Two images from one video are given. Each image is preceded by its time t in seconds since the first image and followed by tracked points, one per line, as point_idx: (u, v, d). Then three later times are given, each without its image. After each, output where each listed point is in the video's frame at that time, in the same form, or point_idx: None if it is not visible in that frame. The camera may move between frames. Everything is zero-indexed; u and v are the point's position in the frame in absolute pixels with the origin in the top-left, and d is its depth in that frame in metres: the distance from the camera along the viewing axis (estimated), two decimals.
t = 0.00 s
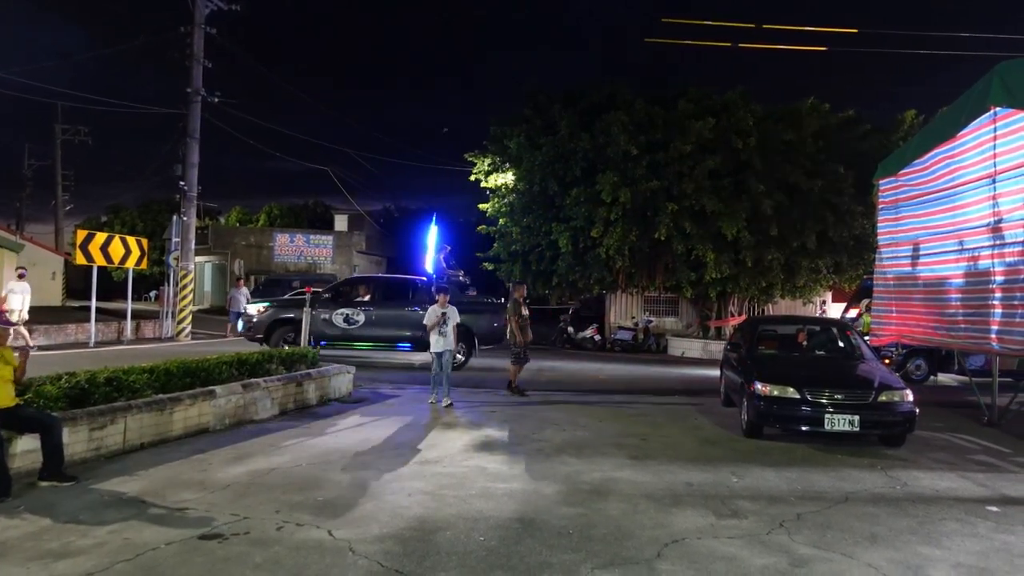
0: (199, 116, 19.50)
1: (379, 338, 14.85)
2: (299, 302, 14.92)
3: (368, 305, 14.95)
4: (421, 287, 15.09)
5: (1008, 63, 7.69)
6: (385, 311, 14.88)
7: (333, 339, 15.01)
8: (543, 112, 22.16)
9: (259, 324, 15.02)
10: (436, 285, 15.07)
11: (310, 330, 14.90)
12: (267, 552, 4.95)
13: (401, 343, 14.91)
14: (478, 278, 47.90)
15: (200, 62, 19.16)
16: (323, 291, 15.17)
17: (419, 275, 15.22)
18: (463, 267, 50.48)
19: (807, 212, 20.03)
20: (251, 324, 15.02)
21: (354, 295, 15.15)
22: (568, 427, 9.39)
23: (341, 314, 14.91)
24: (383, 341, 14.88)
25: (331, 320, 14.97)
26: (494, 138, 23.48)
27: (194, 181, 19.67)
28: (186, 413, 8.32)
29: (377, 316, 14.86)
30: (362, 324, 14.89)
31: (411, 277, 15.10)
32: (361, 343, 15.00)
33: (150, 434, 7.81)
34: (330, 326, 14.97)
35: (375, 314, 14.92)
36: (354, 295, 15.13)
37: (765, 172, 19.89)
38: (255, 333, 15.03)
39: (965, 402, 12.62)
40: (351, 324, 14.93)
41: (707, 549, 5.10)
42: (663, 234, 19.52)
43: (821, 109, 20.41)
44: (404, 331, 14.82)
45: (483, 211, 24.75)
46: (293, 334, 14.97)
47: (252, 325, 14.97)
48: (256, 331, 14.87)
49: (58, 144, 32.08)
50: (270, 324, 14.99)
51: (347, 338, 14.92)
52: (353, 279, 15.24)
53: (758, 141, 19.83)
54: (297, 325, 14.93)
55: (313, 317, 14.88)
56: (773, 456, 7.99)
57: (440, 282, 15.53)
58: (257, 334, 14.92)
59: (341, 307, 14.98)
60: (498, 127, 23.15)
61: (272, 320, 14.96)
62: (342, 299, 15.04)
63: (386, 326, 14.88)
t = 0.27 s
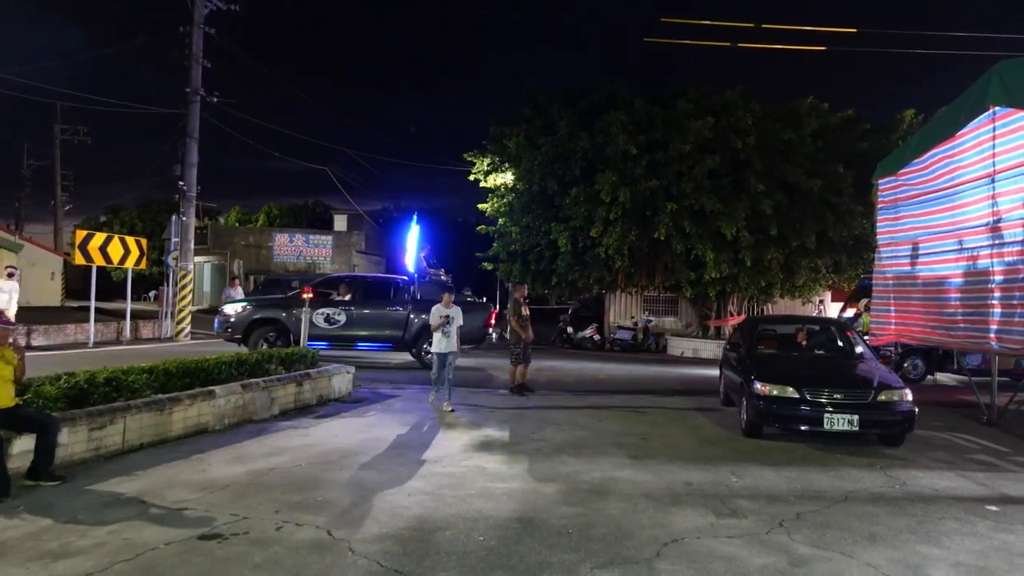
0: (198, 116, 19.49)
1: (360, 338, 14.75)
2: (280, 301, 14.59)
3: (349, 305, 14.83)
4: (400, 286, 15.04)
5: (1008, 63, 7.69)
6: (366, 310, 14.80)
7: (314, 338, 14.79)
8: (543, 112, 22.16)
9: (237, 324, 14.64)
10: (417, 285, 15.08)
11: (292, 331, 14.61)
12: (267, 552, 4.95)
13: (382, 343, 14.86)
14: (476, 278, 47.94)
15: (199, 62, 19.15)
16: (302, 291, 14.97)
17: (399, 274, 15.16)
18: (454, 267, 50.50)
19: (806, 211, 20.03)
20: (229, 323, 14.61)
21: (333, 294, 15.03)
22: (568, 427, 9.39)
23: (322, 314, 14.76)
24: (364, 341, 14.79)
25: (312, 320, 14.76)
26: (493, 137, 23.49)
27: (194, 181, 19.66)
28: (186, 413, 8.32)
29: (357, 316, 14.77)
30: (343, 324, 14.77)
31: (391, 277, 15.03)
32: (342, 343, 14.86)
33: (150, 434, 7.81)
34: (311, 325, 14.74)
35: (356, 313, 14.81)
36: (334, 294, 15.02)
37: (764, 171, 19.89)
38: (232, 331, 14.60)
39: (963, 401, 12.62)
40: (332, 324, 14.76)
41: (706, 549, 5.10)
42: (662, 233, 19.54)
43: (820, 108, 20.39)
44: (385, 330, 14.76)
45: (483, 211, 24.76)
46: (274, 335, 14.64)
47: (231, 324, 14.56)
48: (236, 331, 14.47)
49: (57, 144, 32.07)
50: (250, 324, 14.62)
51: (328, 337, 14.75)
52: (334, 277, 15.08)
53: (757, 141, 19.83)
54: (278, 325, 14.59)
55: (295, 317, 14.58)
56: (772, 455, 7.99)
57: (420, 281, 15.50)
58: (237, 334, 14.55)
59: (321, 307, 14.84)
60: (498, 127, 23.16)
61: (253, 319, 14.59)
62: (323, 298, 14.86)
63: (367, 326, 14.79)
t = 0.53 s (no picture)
0: (198, 116, 19.49)
1: (341, 339, 14.61)
2: (260, 301, 14.32)
3: (328, 304, 14.60)
4: (380, 285, 14.94)
5: (1007, 63, 7.69)
6: (345, 310, 14.65)
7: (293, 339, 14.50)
8: (543, 111, 22.16)
9: (214, 324, 14.31)
10: (398, 284, 15.03)
11: (270, 332, 14.30)
12: (266, 552, 4.94)
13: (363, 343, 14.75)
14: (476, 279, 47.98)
15: (198, 62, 19.15)
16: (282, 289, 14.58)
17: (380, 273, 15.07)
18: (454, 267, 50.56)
19: (806, 211, 20.03)
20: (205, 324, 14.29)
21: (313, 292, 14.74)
22: (568, 427, 9.39)
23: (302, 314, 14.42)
24: (345, 341, 14.65)
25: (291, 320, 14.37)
26: (493, 137, 23.49)
27: (194, 181, 19.65)
28: (186, 413, 8.32)
29: (338, 316, 14.61)
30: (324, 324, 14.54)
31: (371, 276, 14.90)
32: (322, 343, 14.63)
33: (149, 434, 7.81)
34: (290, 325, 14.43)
35: (335, 313, 14.64)
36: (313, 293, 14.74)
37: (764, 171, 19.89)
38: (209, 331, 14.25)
39: (962, 401, 12.61)
40: (312, 324, 14.50)
41: (706, 549, 5.09)
42: (662, 233, 19.55)
43: (820, 108, 20.36)
44: (367, 330, 14.69)
45: (483, 211, 24.77)
46: (253, 334, 14.37)
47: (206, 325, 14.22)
48: (211, 332, 14.15)
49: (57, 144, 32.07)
50: (227, 325, 14.33)
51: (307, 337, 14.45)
52: (313, 275, 14.81)
53: (757, 141, 19.82)
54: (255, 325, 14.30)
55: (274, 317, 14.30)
56: (771, 455, 7.99)
57: (400, 279, 15.43)
58: (213, 335, 14.20)
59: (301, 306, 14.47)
60: (498, 127, 23.16)
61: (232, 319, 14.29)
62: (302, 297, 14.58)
63: (347, 326, 14.66)
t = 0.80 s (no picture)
0: (198, 116, 19.49)
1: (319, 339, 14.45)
2: (237, 302, 13.90)
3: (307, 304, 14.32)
4: (359, 286, 14.82)
5: (1007, 65, 7.69)
6: (324, 311, 14.50)
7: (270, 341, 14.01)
8: (542, 112, 22.17)
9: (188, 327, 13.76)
10: (377, 284, 14.96)
11: (247, 333, 13.85)
12: (266, 553, 4.94)
13: (341, 343, 14.64)
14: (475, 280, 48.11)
15: (198, 63, 19.15)
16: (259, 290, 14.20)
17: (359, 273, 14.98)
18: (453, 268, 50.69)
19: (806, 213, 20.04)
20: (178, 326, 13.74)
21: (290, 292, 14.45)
22: (567, 428, 9.40)
23: (279, 314, 14.03)
24: (323, 341, 14.51)
25: (269, 321, 13.96)
26: (493, 138, 23.51)
27: (194, 181, 19.64)
28: (186, 414, 8.33)
29: (317, 317, 14.45)
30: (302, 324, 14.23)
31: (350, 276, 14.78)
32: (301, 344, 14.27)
33: (149, 435, 7.82)
34: (267, 327, 13.96)
35: (314, 313, 14.42)
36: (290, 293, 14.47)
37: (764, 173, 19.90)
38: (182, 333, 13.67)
39: (962, 403, 12.59)
40: (290, 324, 14.12)
41: (706, 550, 5.10)
42: (662, 234, 19.56)
43: (819, 110, 20.36)
44: (347, 331, 14.58)
45: (483, 212, 24.78)
46: (228, 336, 13.87)
47: (179, 327, 13.66)
48: (185, 334, 13.61)
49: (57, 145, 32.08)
50: (202, 326, 13.80)
51: (286, 338, 14.03)
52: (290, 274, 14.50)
53: (757, 142, 19.82)
54: (231, 326, 13.82)
55: (252, 318, 13.87)
56: (770, 457, 7.99)
57: (378, 278, 15.33)
58: (187, 337, 13.66)
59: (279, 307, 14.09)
60: (498, 127, 23.18)
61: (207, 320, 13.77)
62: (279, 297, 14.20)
63: (324, 326, 14.50)
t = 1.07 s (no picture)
0: (196, 119, 19.48)
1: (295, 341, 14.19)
2: (208, 304, 13.68)
3: (281, 307, 14.12)
4: (333, 288, 14.70)
5: (1003, 69, 7.73)
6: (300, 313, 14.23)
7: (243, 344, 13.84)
8: (540, 115, 22.20)
9: (158, 330, 13.55)
10: (352, 286, 14.88)
11: (219, 335, 13.67)
12: (263, 556, 4.94)
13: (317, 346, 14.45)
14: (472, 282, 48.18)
15: (196, 65, 19.14)
16: (230, 291, 13.98)
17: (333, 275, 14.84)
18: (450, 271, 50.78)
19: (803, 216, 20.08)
20: (148, 329, 13.53)
21: (263, 294, 14.18)
22: (565, 431, 9.40)
23: (253, 316, 13.86)
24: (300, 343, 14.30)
25: (241, 323, 13.80)
26: (491, 141, 23.54)
27: (191, 184, 19.62)
28: (183, 417, 8.31)
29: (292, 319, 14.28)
30: (277, 326, 14.02)
31: (325, 279, 14.67)
32: (275, 347, 14.11)
33: (146, 437, 7.81)
34: (240, 330, 13.77)
35: (289, 315, 14.18)
36: (263, 294, 14.22)
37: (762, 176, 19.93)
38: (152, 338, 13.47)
39: (958, 406, 12.63)
40: (264, 327, 13.95)
41: (703, 553, 5.10)
42: (660, 237, 19.58)
43: (817, 113, 20.39)
44: (324, 333, 14.46)
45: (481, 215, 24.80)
46: (199, 339, 13.67)
47: (149, 330, 13.44)
48: (155, 338, 13.41)
49: (54, 147, 32.04)
50: (172, 329, 13.60)
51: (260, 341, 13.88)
52: (263, 276, 14.27)
53: (754, 145, 19.86)
54: (203, 330, 13.64)
55: (224, 320, 13.69)
56: (767, 460, 8.00)
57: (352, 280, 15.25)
58: (158, 341, 13.44)
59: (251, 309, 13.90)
60: (496, 130, 23.22)
61: (177, 323, 13.55)
62: (252, 300, 13.99)
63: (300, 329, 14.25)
